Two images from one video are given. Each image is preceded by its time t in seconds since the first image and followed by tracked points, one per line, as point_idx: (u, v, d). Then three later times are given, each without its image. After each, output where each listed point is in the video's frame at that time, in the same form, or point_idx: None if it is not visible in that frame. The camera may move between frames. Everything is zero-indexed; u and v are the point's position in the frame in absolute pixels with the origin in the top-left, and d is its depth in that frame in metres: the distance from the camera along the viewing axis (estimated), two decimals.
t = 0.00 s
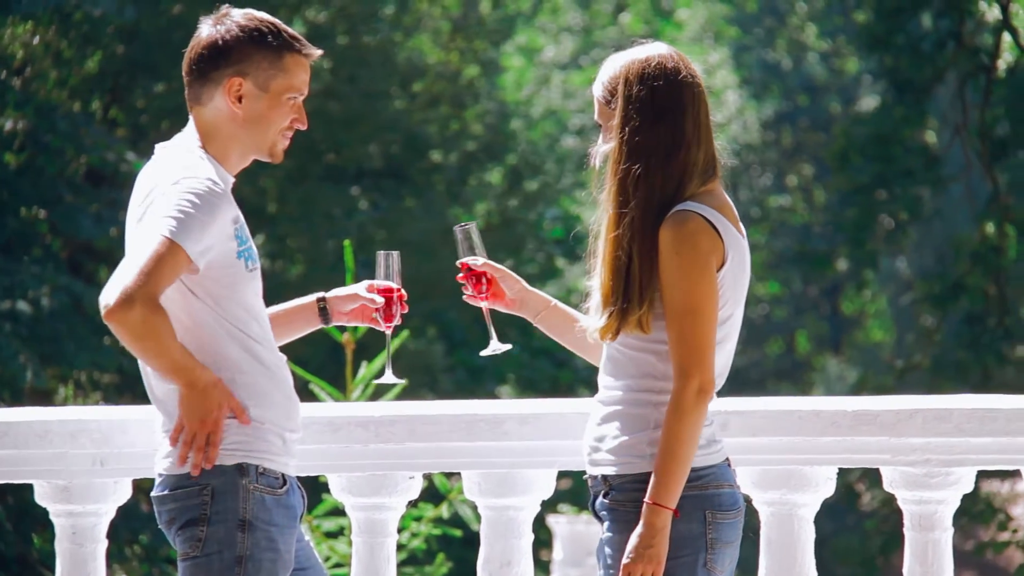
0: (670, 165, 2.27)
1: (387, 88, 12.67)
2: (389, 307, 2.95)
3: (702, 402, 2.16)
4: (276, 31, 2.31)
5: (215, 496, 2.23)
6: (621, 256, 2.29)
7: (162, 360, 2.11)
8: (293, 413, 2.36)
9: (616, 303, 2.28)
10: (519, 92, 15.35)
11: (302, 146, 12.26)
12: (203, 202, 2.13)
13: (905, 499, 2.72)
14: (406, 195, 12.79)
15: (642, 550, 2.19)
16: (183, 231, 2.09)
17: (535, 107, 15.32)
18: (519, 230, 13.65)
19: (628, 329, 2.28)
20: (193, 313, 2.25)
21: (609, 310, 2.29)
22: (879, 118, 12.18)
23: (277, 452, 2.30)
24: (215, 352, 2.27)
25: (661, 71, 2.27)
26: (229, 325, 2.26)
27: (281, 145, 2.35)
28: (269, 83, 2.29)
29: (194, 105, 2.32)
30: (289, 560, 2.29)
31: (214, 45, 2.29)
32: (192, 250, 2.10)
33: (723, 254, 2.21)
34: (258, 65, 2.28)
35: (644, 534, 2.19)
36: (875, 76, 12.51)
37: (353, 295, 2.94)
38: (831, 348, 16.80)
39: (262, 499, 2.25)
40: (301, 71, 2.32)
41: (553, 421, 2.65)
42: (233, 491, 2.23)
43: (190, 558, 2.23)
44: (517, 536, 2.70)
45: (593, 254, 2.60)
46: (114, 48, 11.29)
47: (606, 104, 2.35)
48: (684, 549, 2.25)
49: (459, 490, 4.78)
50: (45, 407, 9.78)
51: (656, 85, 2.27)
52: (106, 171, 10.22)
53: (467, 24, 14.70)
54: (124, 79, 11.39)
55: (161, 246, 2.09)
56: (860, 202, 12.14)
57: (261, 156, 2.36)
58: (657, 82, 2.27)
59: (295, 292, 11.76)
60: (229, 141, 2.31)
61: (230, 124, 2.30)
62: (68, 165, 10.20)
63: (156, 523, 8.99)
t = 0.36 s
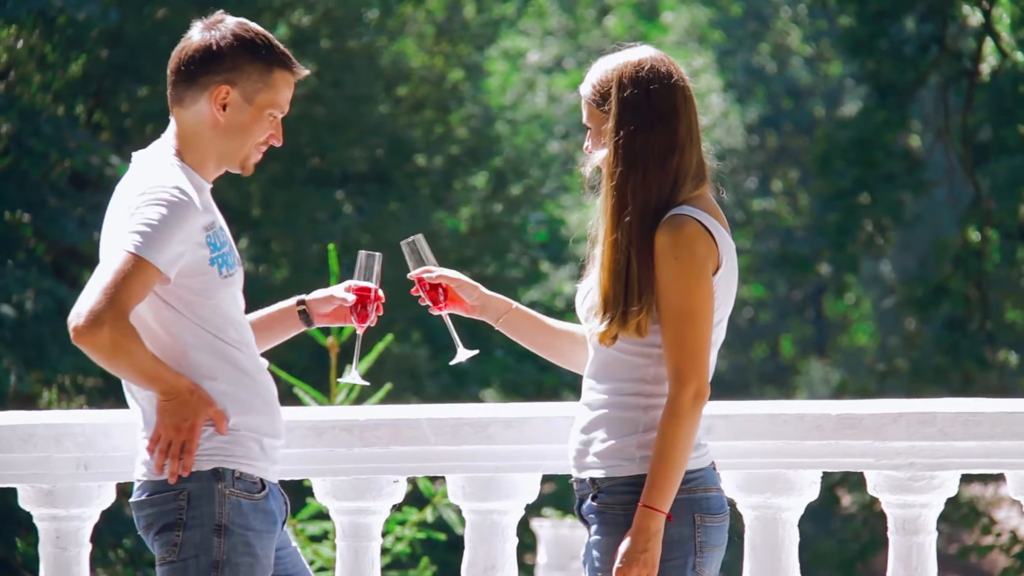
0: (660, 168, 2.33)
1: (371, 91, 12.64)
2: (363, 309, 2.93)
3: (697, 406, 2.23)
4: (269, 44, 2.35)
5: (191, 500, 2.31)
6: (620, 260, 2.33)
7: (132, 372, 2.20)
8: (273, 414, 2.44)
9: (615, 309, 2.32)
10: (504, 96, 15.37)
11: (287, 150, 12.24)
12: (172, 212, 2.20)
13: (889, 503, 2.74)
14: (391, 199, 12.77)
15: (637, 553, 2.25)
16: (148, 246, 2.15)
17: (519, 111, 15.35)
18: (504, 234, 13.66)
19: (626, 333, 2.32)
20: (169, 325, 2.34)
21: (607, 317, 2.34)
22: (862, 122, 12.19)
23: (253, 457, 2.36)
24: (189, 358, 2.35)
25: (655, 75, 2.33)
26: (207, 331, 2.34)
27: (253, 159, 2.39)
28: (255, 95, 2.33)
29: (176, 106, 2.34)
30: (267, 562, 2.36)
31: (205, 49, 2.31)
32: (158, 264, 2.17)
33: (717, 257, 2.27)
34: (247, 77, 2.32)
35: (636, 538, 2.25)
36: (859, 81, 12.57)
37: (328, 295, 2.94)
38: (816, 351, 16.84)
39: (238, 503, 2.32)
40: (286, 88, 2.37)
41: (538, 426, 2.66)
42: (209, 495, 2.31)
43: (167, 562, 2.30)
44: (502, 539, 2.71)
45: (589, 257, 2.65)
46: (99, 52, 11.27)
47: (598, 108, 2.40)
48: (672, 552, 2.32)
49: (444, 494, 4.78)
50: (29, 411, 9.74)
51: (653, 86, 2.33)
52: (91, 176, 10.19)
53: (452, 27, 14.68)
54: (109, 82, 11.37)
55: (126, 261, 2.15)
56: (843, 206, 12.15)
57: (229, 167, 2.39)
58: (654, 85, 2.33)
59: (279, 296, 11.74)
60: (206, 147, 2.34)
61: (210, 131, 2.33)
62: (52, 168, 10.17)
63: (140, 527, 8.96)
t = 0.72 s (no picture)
0: (651, 170, 2.38)
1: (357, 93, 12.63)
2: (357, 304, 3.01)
3: (690, 408, 2.28)
4: (271, 56, 2.39)
5: (176, 503, 2.31)
6: (614, 261, 2.37)
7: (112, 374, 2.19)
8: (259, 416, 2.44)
9: (608, 310, 2.36)
10: (490, 98, 15.40)
11: (273, 152, 12.22)
12: (154, 215, 2.19)
13: (876, 505, 2.75)
14: (378, 202, 12.79)
15: (630, 554, 2.29)
16: (130, 248, 2.15)
17: (505, 113, 15.37)
18: (490, 237, 13.67)
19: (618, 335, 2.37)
20: (152, 328, 2.34)
21: (599, 319, 2.38)
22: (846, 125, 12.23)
23: (240, 459, 2.37)
24: (173, 359, 2.35)
25: (640, 75, 2.38)
26: (191, 334, 2.35)
27: (237, 168, 2.43)
28: (252, 105, 2.37)
29: (170, 106, 2.36)
30: (253, 564, 2.37)
31: (208, 54, 2.34)
32: (140, 266, 2.16)
33: (709, 260, 2.33)
34: (248, 87, 2.36)
35: (629, 538, 2.29)
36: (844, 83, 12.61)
37: (321, 291, 3.00)
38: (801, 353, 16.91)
39: (223, 506, 2.33)
40: (282, 102, 2.41)
41: (524, 429, 2.67)
42: (194, 497, 2.31)
43: (152, 564, 2.31)
44: (488, 541, 2.72)
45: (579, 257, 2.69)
46: (85, 54, 11.22)
47: (587, 109, 2.43)
48: (664, 553, 2.36)
49: (430, 496, 4.79)
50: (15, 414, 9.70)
51: (644, 88, 2.38)
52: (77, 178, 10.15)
53: (438, 30, 14.59)
54: (95, 84, 11.33)
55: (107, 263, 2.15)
56: (828, 209, 12.18)
57: (213, 174, 2.42)
58: (646, 87, 2.38)
59: (266, 298, 11.72)
60: (195, 152, 2.37)
61: (204, 135, 2.37)
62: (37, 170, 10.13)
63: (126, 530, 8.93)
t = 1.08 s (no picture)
0: (643, 171, 2.39)
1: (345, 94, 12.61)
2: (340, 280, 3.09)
3: (677, 409, 2.29)
4: (252, 48, 2.39)
5: (167, 503, 2.31)
6: (604, 262, 2.38)
7: (104, 375, 2.20)
8: (250, 417, 2.45)
9: (597, 311, 2.37)
10: (478, 98, 15.42)
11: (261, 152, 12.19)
12: (147, 216, 2.20)
13: (864, 504, 2.77)
14: (367, 202, 12.78)
15: (618, 555, 2.29)
16: (123, 249, 2.15)
17: (492, 114, 15.40)
18: (479, 237, 13.66)
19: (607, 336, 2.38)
20: (143, 329, 2.34)
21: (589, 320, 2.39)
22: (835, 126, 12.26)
23: (230, 459, 2.37)
24: (164, 362, 2.35)
25: (629, 74, 2.39)
26: (182, 334, 2.35)
27: (237, 164, 2.44)
28: (238, 99, 2.38)
29: (159, 111, 2.38)
30: (243, 565, 2.36)
31: (188, 54, 2.36)
32: (134, 267, 2.16)
33: (697, 260, 2.34)
34: (230, 81, 2.36)
35: (617, 538, 2.30)
36: (831, 84, 12.66)
37: (306, 268, 3.03)
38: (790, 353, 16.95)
39: (214, 506, 2.33)
40: (269, 92, 2.41)
41: (512, 429, 2.67)
42: (185, 497, 2.31)
43: (142, 565, 2.31)
44: (477, 542, 2.73)
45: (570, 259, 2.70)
46: (73, 54, 11.18)
47: (578, 107, 2.44)
48: (651, 552, 2.36)
49: (418, 497, 4.79)
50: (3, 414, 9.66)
51: (638, 88, 2.39)
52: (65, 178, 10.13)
53: (426, 29, 14.73)
54: (83, 85, 11.29)
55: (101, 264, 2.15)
56: (816, 209, 12.20)
57: (215, 171, 2.44)
58: (640, 87, 2.39)
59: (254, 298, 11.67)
60: (189, 152, 2.38)
61: (194, 134, 2.38)
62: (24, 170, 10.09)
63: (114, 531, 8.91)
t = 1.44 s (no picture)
0: (632, 167, 2.42)
1: (334, 91, 12.58)
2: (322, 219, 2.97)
3: (663, 406, 2.30)
4: (231, 39, 2.41)
5: (155, 500, 2.31)
6: (595, 260, 2.40)
7: (91, 373, 2.20)
8: (239, 416, 2.45)
9: (587, 308, 2.38)
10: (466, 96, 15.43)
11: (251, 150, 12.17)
12: (134, 214, 2.20)
13: (854, 501, 2.79)
14: (356, 199, 12.78)
15: (605, 552, 2.30)
16: (110, 247, 2.16)
17: (481, 111, 15.41)
18: (468, 234, 13.66)
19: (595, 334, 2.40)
20: (132, 326, 2.35)
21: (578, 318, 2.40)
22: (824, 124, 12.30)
23: (219, 457, 2.37)
24: (153, 360, 2.36)
25: (626, 71, 2.42)
26: (170, 332, 2.36)
27: (226, 154, 2.46)
28: (221, 90, 2.39)
29: (144, 108, 2.41)
30: (231, 562, 2.37)
31: (169, 49, 2.38)
32: (122, 265, 2.17)
33: (684, 257, 2.35)
34: (210, 72, 2.38)
35: (604, 535, 2.31)
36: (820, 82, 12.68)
37: (286, 215, 2.98)
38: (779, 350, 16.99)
39: (202, 503, 2.33)
40: (252, 80, 2.43)
41: (500, 425, 2.68)
42: (173, 494, 2.32)
43: (130, 562, 2.31)
44: (466, 539, 2.74)
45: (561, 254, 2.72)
46: (61, 51, 11.13)
47: (572, 101, 2.46)
48: (638, 548, 2.38)
49: (408, 493, 4.81)
50: None
51: (636, 85, 2.42)
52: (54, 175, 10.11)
53: (416, 27, 14.69)
54: (71, 82, 11.24)
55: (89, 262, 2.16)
56: (805, 206, 12.21)
57: (204, 164, 2.46)
58: (635, 85, 2.42)
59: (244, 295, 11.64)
60: (176, 146, 2.41)
61: (179, 128, 2.40)
62: (13, 167, 10.06)
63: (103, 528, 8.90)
